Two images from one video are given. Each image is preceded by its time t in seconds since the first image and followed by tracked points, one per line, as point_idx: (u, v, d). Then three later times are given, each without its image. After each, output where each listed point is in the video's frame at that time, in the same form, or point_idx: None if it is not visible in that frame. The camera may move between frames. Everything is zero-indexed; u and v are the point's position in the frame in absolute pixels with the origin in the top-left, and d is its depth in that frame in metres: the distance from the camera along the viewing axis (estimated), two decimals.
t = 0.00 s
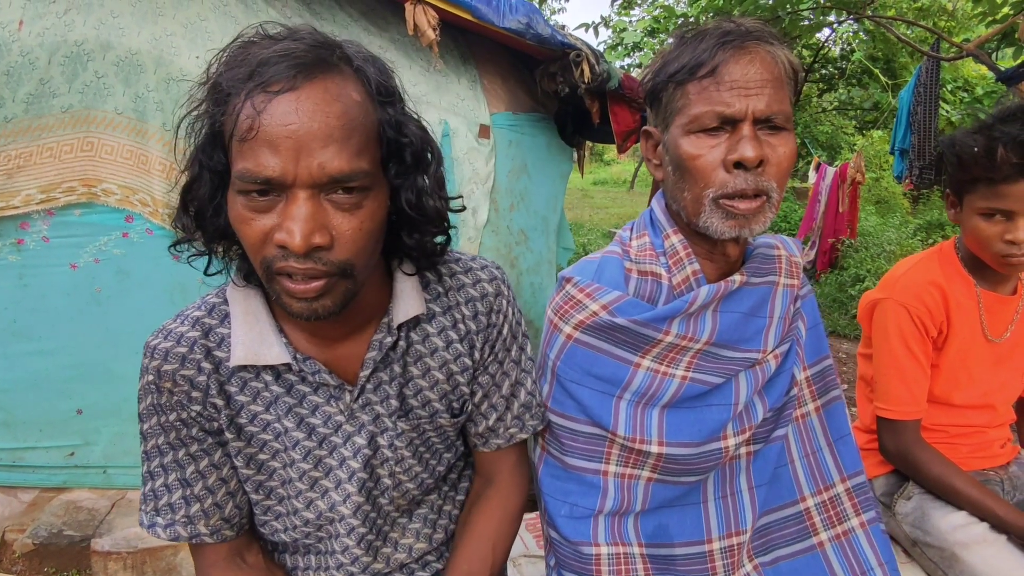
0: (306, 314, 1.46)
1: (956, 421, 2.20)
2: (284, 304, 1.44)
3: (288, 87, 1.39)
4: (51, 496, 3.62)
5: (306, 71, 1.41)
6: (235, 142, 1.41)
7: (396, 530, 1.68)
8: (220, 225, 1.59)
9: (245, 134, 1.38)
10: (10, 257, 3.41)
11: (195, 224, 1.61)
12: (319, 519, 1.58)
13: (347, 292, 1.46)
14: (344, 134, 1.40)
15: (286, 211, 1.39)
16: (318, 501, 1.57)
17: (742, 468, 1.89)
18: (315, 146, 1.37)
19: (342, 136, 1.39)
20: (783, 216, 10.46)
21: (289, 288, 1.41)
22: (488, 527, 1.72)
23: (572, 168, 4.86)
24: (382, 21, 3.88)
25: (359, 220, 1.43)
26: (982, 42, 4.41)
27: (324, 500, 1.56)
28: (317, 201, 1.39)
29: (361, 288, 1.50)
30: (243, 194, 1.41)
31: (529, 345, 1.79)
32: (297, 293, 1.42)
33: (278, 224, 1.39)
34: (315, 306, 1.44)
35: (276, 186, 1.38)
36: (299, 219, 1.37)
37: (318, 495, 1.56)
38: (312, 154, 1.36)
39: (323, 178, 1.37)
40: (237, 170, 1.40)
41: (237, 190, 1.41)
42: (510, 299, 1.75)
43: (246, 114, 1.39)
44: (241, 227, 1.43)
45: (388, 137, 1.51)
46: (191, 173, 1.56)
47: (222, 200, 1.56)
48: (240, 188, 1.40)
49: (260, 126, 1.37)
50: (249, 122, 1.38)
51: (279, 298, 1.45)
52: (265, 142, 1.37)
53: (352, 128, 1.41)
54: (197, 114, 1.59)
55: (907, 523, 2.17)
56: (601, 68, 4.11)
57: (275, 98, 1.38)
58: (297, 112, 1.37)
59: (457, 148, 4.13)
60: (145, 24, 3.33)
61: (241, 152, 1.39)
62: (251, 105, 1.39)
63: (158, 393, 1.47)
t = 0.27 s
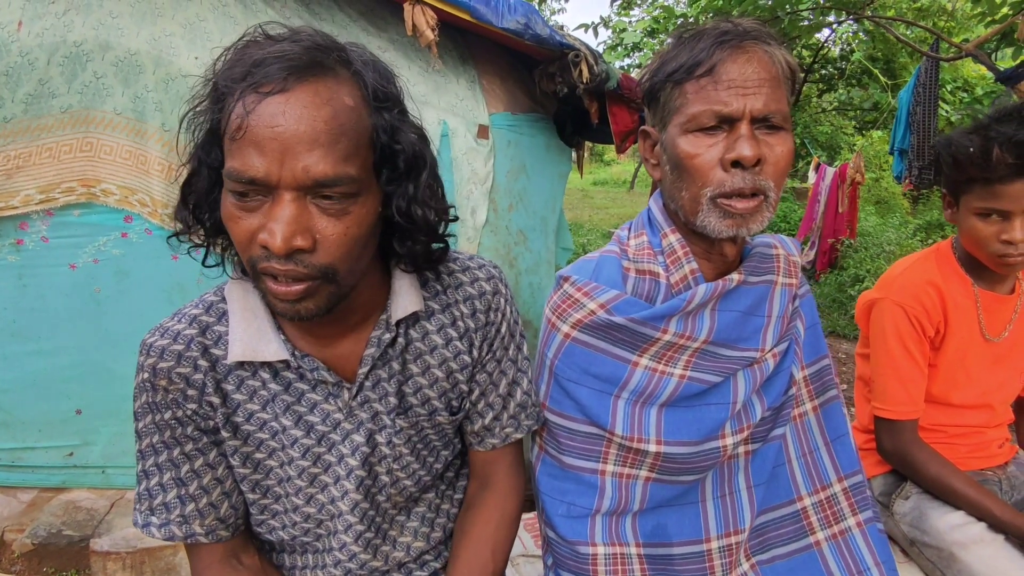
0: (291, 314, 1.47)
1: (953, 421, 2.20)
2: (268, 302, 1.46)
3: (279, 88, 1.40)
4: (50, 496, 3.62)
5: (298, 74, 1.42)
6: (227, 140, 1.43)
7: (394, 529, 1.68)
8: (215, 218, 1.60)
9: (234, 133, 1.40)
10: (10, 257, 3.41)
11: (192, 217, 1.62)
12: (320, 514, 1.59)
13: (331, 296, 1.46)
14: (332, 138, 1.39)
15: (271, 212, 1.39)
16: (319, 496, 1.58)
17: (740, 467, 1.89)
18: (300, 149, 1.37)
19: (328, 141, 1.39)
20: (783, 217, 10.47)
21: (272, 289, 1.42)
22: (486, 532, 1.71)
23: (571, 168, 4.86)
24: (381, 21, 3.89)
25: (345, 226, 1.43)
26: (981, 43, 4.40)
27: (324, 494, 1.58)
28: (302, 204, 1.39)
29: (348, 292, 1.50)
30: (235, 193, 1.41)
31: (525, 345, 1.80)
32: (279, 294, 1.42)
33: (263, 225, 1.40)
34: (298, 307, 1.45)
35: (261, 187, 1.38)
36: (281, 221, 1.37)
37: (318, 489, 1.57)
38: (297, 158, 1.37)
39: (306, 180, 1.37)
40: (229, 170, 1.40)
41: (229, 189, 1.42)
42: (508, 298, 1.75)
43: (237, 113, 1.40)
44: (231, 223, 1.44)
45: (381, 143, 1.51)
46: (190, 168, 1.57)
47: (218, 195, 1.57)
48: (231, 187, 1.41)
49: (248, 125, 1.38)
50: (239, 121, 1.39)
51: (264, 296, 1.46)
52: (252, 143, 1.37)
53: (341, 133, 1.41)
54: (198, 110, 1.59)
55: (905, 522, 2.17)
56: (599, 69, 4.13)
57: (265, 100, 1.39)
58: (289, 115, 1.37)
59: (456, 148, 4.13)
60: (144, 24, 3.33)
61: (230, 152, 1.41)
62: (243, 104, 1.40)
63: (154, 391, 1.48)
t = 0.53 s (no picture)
0: (295, 313, 1.47)
1: (951, 421, 2.20)
2: (273, 302, 1.46)
3: (282, 88, 1.40)
4: (50, 497, 3.62)
5: (301, 74, 1.42)
6: (229, 141, 1.43)
7: (392, 528, 1.69)
8: (215, 219, 1.59)
9: (238, 134, 1.40)
10: (9, 257, 3.42)
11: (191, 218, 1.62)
12: (316, 516, 1.60)
13: (335, 295, 1.47)
14: (336, 139, 1.40)
15: (276, 212, 1.39)
16: (315, 498, 1.58)
17: (739, 466, 1.89)
18: (305, 150, 1.37)
19: (333, 141, 1.40)
20: (782, 217, 10.47)
21: (275, 289, 1.42)
22: (485, 534, 1.72)
23: (569, 168, 4.87)
24: (380, 21, 3.89)
25: (349, 225, 1.44)
26: (981, 43, 4.40)
27: (320, 497, 1.58)
28: (307, 204, 1.40)
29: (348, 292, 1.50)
30: (237, 194, 1.42)
31: (521, 348, 1.80)
32: (281, 294, 1.42)
33: (267, 226, 1.40)
34: (303, 306, 1.45)
35: (266, 187, 1.39)
36: (286, 221, 1.38)
37: (314, 492, 1.58)
38: (302, 157, 1.37)
39: (311, 180, 1.38)
40: (232, 170, 1.40)
41: (231, 190, 1.42)
42: (505, 301, 1.76)
43: (239, 114, 1.40)
44: (234, 225, 1.44)
45: (382, 143, 1.52)
46: (190, 169, 1.58)
47: (218, 196, 1.58)
48: (234, 189, 1.41)
49: (252, 126, 1.38)
50: (242, 122, 1.40)
51: (269, 297, 1.46)
52: (256, 144, 1.38)
53: (344, 131, 1.42)
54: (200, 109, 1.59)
55: (902, 522, 2.17)
56: (597, 69, 4.14)
57: (268, 100, 1.39)
58: (296, 113, 1.38)
59: (456, 148, 4.13)
60: (143, 25, 3.34)
61: (234, 151, 1.41)
62: (245, 105, 1.40)
63: (153, 391, 1.48)
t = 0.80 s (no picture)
0: (301, 326, 1.46)
1: (948, 424, 2.19)
2: (278, 317, 1.44)
3: (276, 103, 1.38)
4: (47, 499, 3.63)
5: (295, 87, 1.41)
6: (223, 159, 1.41)
7: (387, 535, 1.69)
8: (207, 240, 1.58)
9: (234, 153, 1.38)
10: (6, 260, 3.41)
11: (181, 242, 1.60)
12: (312, 525, 1.60)
13: (341, 304, 1.46)
14: (337, 149, 1.40)
15: (279, 228, 1.38)
16: (310, 508, 1.58)
17: (734, 473, 1.89)
18: (306, 163, 1.37)
19: (333, 153, 1.39)
20: (782, 218, 10.46)
21: (281, 304, 1.41)
22: (480, 534, 1.72)
23: (568, 170, 4.86)
24: (378, 23, 3.89)
25: (352, 234, 1.44)
26: (980, 44, 4.38)
27: (315, 508, 1.58)
28: (310, 217, 1.39)
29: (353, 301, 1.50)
30: (234, 211, 1.40)
31: (519, 352, 1.80)
32: (288, 309, 1.41)
33: (270, 242, 1.39)
34: (310, 318, 1.44)
35: (266, 205, 1.38)
36: (292, 237, 1.37)
37: (309, 502, 1.58)
38: (304, 172, 1.36)
39: (316, 194, 1.38)
40: (227, 190, 1.40)
41: (228, 208, 1.41)
42: (500, 308, 1.75)
43: (235, 133, 1.39)
44: (232, 244, 1.43)
45: (377, 149, 1.53)
46: (176, 193, 1.55)
47: (209, 217, 1.56)
48: (231, 207, 1.40)
49: (250, 144, 1.37)
50: (238, 140, 1.38)
51: (272, 312, 1.45)
52: (255, 160, 1.36)
53: (344, 142, 1.42)
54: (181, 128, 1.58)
55: (900, 527, 2.17)
56: (595, 71, 4.13)
57: (263, 116, 1.37)
58: (290, 129, 1.36)
59: (454, 151, 4.13)
60: (141, 27, 3.33)
61: (230, 171, 1.39)
62: (239, 123, 1.38)
63: (147, 404, 1.47)
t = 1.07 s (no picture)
0: (311, 333, 1.47)
1: (947, 425, 2.19)
2: (287, 324, 1.45)
3: (284, 108, 1.37)
4: (48, 499, 3.64)
5: (303, 91, 1.40)
6: (230, 165, 1.40)
7: (388, 536, 1.69)
8: (208, 247, 1.56)
9: (243, 159, 1.37)
10: (7, 260, 3.41)
11: (182, 250, 1.59)
12: (312, 528, 1.60)
13: (349, 308, 1.48)
14: (347, 155, 1.41)
15: (289, 235, 1.39)
16: (311, 510, 1.58)
17: (733, 474, 1.89)
18: (318, 169, 1.37)
19: (344, 157, 1.40)
20: (782, 219, 10.45)
21: (292, 311, 1.43)
22: (477, 523, 1.72)
23: (568, 170, 4.86)
24: (378, 24, 3.89)
25: (361, 238, 1.46)
26: (980, 43, 4.38)
27: (316, 510, 1.58)
28: (320, 223, 1.40)
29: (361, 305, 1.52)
30: (243, 218, 1.40)
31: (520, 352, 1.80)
32: (299, 316, 1.44)
33: (281, 249, 1.40)
34: (318, 324, 1.46)
35: (278, 211, 1.38)
36: (304, 242, 1.38)
37: (310, 504, 1.58)
38: (315, 178, 1.36)
39: (327, 200, 1.38)
40: (234, 196, 1.39)
41: (236, 214, 1.41)
42: (500, 307, 1.75)
43: (244, 139, 1.37)
44: (239, 251, 1.43)
45: (382, 151, 1.54)
46: (178, 198, 1.53)
47: (211, 224, 1.55)
48: (239, 213, 1.40)
49: (260, 150, 1.36)
50: (249, 146, 1.37)
51: (280, 318, 1.46)
52: (266, 167, 1.36)
53: (352, 147, 1.42)
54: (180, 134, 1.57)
55: (900, 527, 2.17)
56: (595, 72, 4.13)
57: (273, 121, 1.36)
58: (298, 134, 1.36)
59: (454, 151, 4.13)
60: (141, 27, 3.33)
61: (240, 177, 1.38)
62: (248, 129, 1.37)
63: (146, 407, 1.48)
